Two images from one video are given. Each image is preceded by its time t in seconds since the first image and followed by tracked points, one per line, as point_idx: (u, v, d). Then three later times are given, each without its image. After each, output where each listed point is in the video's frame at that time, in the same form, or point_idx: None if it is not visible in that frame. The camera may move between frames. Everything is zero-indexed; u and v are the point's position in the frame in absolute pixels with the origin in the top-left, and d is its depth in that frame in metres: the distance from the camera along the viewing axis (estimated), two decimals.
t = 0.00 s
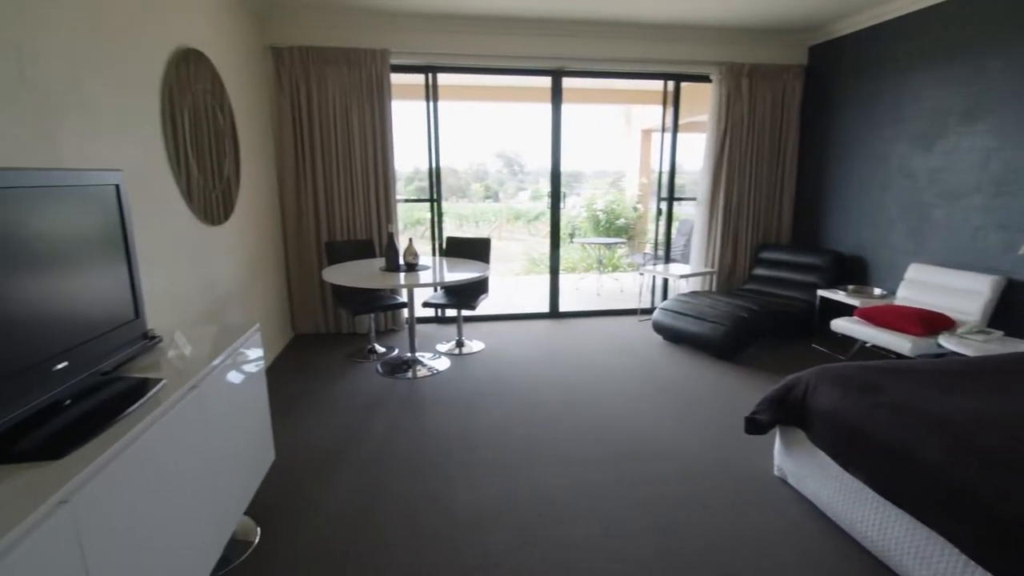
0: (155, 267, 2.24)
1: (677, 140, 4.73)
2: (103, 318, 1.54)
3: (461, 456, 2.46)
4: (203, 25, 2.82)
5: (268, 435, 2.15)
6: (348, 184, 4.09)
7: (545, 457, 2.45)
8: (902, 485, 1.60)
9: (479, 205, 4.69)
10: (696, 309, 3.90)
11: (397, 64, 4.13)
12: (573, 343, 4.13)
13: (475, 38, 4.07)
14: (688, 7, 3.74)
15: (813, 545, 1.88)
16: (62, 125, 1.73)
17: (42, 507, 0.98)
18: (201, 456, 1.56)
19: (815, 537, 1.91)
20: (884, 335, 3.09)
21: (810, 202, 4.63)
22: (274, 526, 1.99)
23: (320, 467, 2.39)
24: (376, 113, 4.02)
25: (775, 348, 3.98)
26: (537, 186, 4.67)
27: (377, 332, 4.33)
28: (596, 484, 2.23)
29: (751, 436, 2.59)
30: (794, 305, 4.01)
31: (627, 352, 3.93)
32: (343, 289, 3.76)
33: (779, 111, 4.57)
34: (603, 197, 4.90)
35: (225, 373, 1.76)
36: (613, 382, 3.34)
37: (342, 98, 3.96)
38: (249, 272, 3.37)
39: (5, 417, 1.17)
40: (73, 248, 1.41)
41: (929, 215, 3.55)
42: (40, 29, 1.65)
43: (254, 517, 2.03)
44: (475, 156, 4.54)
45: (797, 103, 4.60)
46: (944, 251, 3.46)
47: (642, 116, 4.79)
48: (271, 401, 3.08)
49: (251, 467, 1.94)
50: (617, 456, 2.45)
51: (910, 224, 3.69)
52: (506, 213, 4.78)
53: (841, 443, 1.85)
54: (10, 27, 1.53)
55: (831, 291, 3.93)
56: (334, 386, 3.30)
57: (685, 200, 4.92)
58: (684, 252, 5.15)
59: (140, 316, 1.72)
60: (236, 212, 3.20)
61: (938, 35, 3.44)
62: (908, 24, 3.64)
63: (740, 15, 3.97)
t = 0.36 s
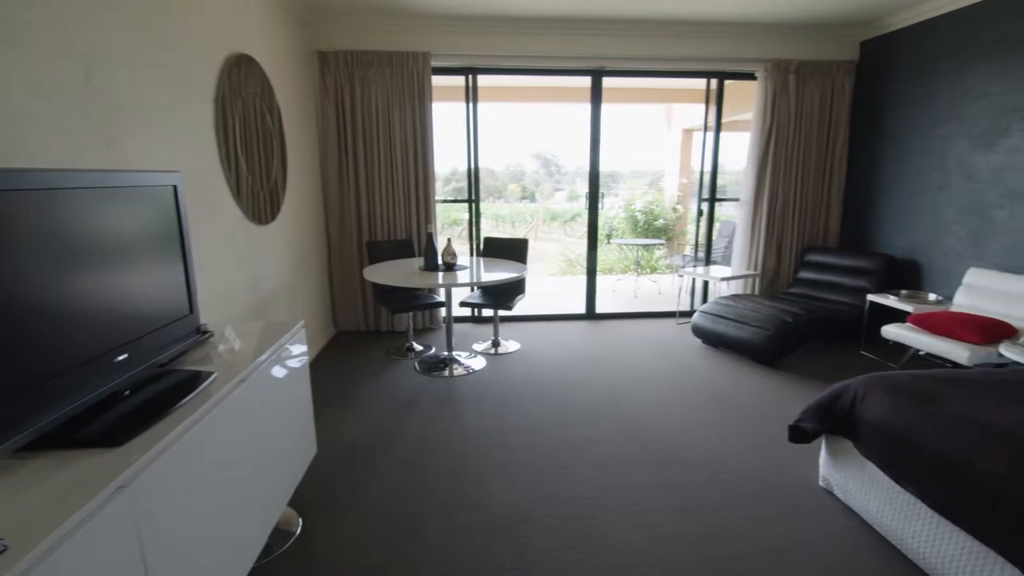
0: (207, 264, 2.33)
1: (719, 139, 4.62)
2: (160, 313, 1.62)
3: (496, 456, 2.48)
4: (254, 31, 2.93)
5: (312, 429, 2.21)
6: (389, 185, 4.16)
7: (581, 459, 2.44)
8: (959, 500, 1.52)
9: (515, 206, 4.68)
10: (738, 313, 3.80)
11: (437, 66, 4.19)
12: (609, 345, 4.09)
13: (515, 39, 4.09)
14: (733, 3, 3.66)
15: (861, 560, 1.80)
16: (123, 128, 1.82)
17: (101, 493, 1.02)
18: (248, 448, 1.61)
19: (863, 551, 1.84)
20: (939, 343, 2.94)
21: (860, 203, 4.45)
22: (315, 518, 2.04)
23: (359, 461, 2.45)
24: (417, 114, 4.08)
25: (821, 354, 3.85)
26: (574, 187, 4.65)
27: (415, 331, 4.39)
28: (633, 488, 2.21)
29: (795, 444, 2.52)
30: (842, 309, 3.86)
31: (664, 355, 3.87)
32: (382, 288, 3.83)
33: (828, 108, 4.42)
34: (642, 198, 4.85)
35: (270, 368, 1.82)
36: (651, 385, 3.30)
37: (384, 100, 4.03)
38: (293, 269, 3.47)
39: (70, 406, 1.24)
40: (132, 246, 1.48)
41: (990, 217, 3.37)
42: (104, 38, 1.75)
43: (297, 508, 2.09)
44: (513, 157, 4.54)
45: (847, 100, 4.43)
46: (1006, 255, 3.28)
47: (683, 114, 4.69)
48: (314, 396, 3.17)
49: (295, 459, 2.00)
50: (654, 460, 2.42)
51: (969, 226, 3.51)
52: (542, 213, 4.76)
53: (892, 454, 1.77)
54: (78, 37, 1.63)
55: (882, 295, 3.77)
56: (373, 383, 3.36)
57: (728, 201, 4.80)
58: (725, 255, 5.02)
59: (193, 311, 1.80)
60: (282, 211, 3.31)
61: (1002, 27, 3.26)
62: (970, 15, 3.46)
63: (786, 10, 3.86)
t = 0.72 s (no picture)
0: (249, 263, 2.40)
1: (758, 138, 4.50)
2: (205, 310, 1.68)
3: (527, 456, 2.48)
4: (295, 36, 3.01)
5: (346, 425, 2.25)
6: (423, 185, 4.21)
7: (612, 461, 2.42)
8: (1012, 516, 1.45)
9: (547, 206, 4.66)
10: (775, 316, 3.71)
11: (471, 67, 4.22)
12: (641, 347, 4.04)
13: (548, 40, 4.10)
14: None
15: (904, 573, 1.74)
16: (172, 132, 1.90)
17: (151, 480, 1.07)
18: (286, 443, 1.66)
19: (907, 565, 1.77)
20: (990, 350, 2.81)
21: (906, 204, 4.29)
22: (349, 512, 2.08)
23: (391, 458, 2.48)
24: (451, 115, 4.12)
25: (863, 360, 3.72)
26: (605, 187, 4.61)
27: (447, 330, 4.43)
28: (666, 493, 2.17)
29: (835, 453, 2.44)
30: (886, 314, 3.72)
31: (698, 358, 3.80)
32: (415, 288, 3.88)
33: (872, 106, 4.27)
34: (676, 198, 4.77)
35: (307, 365, 1.86)
36: (683, 388, 3.25)
37: (419, 102, 4.08)
38: (330, 268, 3.54)
39: (120, 397, 1.30)
40: (178, 245, 1.53)
41: None
42: (156, 46, 1.83)
43: (332, 501, 2.14)
44: (545, 157, 4.53)
45: (893, 97, 4.27)
46: None
47: (720, 113, 4.60)
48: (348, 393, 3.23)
49: (329, 454, 2.04)
50: (686, 464, 2.38)
51: None
52: (574, 214, 4.73)
53: (940, 466, 1.70)
54: (131, 45, 1.70)
55: (929, 300, 3.62)
56: (405, 381, 3.41)
57: (766, 201, 4.68)
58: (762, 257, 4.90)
59: (236, 308, 1.86)
60: (320, 212, 3.39)
61: None
62: None
63: (829, 5, 3.75)
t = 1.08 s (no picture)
0: (281, 262, 2.45)
1: (790, 137, 4.41)
2: (239, 307, 1.72)
3: (551, 456, 2.48)
4: (327, 40, 3.07)
5: (373, 422, 2.28)
6: (451, 186, 4.24)
7: (637, 464, 2.40)
8: None
9: (572, 207, 4.64)
10: (807, 320, 3.63)
11: (499, 69, 4.25)
12: (668, 350, 4.00)
13: (576, 40, 4.09)
14: None
15: None
16: (208, 133, 1.95)
17: (188, 473, 1.11)
18: (316, 439, 1.69)
19: None
20: None
21: (946, 205, 4.15)
22: (375, 508, 2.11)
23: (417, 456, 2.51)
24: (479, 117, 4.14)
25: (898, 366, 3.61)
26: (632, 187, 4.56)
27: (472, 330, 4.46)
28: (692, 498, 2.14)
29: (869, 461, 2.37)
30: (924, 319, 3.61)
31: (726, 361, 3.74)
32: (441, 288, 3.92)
33: (911, 104, 4.14)
34: (704, 199, 4.71)
35: (336, 363, 1.90)
36: (711, 391, 3.21)
37: (447, 103, 4.12)
38: (358, 268, 3.60)
39: (159, 391, 1.34)
40: (213, 244, 1.57)
41: None
42: (195, 51, 1.88)
43: (358, 497, 2.17)
44: (571, 158, 4.51)
45: (934, 95, 4.14)
46: None
47: (750, 113, 4.51)
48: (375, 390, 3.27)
49: (357, 451, 2.07)
50: (714, 469, 2.35)
51: None
52: (600, 215, 4.70)
53: (981, 477, 1.64)
54: (171, 50, 1.76)
55: (970, 305, 3.49)
56: (431, 380, 3.44)
57: (798, 202, 4.57)
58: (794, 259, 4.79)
59: (269, 305, 1.90)
60: (349, 212, 3.44)
61: None
62: None
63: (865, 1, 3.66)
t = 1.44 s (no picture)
0: (303, 262, 2.49)
1: (814, 137, 4.32)
2: (263, 306, 1.75)
3: (569, 457, 2.48)
4: (350, 43, 3.11)
5: (392, 421, 2.30)
6: (470, 187, 4.26)
7: (656, 467, 2.38)
8: None
9: (591, 207, 4.63)
10: (831, 323, 3.56)
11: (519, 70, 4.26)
12: (687, 351, 3.96)
13: (595, 40, 4.08)
14: None
15: None
16: (234, 135, 1.99)
17: (214, 468, 1.13)
18: (337, 438, 1.72)
19: None
20: None
21: (976, 207, 4.03)
22: (393, 506, 2.13)
23: (435, 455, 2.53)
24: (499, 120, 4.15)
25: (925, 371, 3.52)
26: (652, 188, 4.53)
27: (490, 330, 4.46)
28: (713, 502, 2.11)
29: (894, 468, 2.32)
30: (953, 323, 3.50)
31: (746, 364, 3.70)
32: (460, 288, 3.94)
33: (940, 103, 4.04)
34: (725, 200, 4.65)
35: (356, 362, 1.92)
36: (731, 394, 3.17)
37: (467, 104, 4.13)
38: (378, 268, 3.63)
39: (186, 388, 1.37)
40: (238, 244, 1.60)
41: None
42: (222, 56, 1.92)
43: (377, 495, 2.20)
44: (590, 158, 4.50)
45: (964, 93, 4.03)
46: None
47: (772, 113, 4.45)
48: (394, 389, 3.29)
49: (376, 450, 2.09)
50: (734, 473, 2.32)
51: None
52: (619, 215, 4.67)
53: (1013, 487, 1.59)
54: (199, 54, 1.79)
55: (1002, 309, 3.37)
56: (449, 379, 3.46)
57: (821, 203, 4.48)
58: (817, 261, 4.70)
59: (292, 305, 1.93)
60: (370, 213, 3.48)
61: None
62: None
63: None
